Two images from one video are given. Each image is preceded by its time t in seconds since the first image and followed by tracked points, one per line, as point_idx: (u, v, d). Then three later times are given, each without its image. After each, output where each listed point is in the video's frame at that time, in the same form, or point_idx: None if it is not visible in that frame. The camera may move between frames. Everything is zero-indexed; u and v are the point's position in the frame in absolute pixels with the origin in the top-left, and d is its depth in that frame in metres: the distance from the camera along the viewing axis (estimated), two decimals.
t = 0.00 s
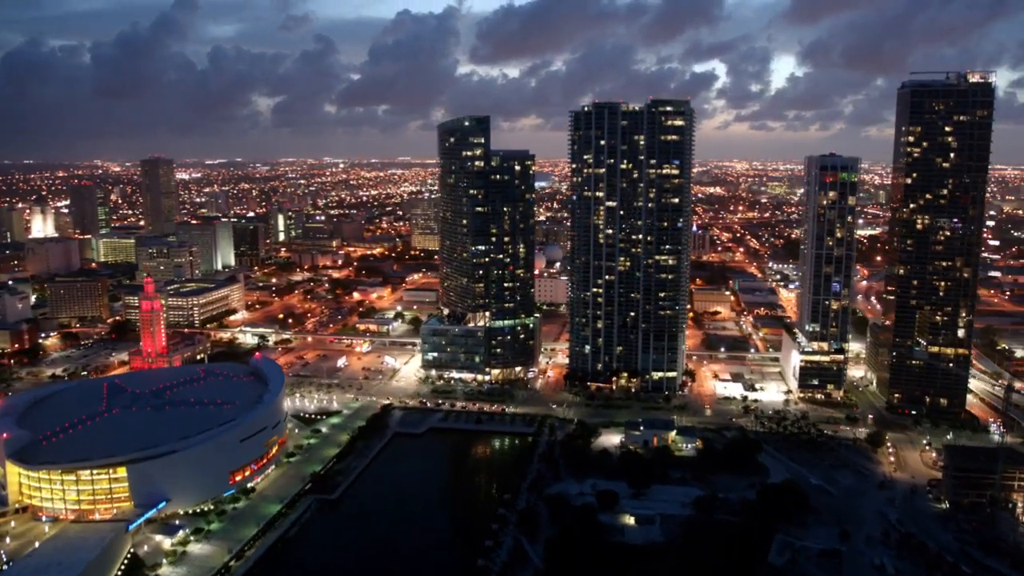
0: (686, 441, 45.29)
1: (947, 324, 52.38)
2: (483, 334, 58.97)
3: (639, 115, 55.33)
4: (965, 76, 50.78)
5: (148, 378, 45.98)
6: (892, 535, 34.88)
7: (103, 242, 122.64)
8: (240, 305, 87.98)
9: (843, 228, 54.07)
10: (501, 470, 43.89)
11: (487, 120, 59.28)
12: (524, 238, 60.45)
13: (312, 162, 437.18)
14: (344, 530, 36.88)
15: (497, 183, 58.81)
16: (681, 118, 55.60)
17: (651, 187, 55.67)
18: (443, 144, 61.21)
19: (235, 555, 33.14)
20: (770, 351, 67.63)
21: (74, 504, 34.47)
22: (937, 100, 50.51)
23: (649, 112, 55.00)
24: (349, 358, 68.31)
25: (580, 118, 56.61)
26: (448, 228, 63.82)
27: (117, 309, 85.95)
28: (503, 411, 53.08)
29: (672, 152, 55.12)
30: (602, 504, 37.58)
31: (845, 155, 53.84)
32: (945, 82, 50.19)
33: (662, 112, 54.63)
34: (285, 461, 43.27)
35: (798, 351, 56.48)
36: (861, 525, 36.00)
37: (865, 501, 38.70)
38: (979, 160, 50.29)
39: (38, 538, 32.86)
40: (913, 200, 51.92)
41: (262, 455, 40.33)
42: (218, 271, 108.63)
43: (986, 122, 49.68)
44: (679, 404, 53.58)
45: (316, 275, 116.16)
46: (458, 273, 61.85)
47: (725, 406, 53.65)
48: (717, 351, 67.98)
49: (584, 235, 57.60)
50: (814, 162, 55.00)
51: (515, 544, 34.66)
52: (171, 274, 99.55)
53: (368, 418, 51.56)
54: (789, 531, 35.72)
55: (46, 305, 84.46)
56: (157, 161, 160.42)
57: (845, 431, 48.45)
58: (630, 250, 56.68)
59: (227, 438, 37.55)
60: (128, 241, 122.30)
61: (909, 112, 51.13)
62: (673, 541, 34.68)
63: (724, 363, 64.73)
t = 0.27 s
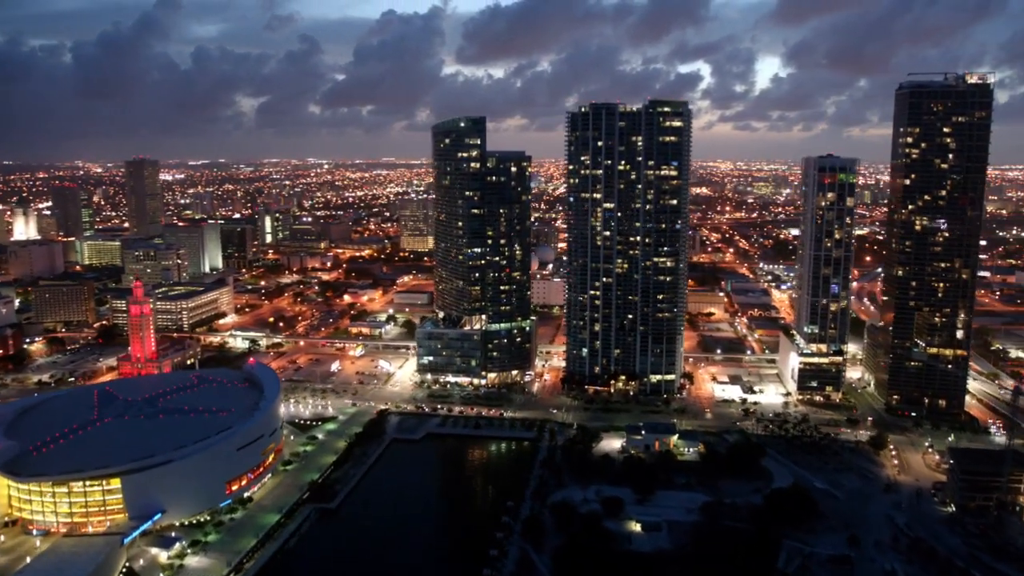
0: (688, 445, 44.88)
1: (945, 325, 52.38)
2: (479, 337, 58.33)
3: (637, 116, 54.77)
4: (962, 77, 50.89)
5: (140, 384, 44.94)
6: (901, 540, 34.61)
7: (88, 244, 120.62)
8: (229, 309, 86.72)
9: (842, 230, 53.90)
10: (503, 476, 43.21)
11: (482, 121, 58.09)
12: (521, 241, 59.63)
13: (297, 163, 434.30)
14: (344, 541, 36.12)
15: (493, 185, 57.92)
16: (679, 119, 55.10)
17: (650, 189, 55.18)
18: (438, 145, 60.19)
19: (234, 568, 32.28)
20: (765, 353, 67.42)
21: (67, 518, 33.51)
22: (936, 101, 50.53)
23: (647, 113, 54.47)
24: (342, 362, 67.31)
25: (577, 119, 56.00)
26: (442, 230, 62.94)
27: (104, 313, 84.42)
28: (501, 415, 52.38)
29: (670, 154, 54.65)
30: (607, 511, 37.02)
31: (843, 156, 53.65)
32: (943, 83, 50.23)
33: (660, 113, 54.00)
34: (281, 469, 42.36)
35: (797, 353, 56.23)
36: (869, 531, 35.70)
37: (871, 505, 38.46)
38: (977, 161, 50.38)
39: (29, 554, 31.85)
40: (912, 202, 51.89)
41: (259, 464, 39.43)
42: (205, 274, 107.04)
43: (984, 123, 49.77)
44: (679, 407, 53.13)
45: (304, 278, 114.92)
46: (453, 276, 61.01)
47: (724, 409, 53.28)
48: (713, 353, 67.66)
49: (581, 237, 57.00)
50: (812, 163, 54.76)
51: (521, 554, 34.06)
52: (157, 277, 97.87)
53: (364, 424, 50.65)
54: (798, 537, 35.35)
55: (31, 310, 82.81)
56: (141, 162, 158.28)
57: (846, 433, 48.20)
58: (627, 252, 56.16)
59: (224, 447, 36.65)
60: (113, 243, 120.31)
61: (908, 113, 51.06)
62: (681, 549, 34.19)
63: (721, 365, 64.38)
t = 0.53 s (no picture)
0: (692, 448, 44.53)
1: (946, 326, 52.33)
2: (478, 340, 57.76)
3: (637, 116, 54.23)
4: (963, 77, 50.95)
5: (135, 390, 44.02)
6: (912, 545, 34.31)
7: (74, 246, 118.74)
8: (220, 311, 85.56)
9: (843, 231, 53.74)
10: (507, 481, 42.59)
11: (481, 121, 57.02)
12: (520, 242, 58.75)
13: (284, 163, 431.34)
14: (347, 549, 35.41)
15: (491, 186, 57.12)
16: (679, 119, 54.61)
17: (650, 190, 54.69)
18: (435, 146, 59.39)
19: None
20: (764, 354, 67.23)
21: (62, 529, 32.58)
22: (937, 102, 50.52)
23: (647, 113, 53.99)
24: (337, 365, 66.41)
25: (577, 119, 55.44)
26: (439, 231, 62.16)
27: (92, 316, 83.00)
28: (501, 419, 51.78)
29: (671, 154, 54.17)
30: (614, 516, 36.45)
31: (844, 156, 53.44)
32: (944, 84, 50.24)
33: (660, 114, 53.33)
34: (280, 476, 41.53)
35: (797, 355, 55.97)
36: (879, 535, 35.40)
37: (879, 508, 38.20)
38: (978, 162, 50.43)
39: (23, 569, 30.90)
40: (913, 202, 51.84)
41: (259, 471, 38.61)
42: (194, 276, 105.60)
43: (985, 124, 49.83)
44: (681, 410, 52.73)
45: (295, 279, 113.73)
46: (450, 278, 60.24)
47: (726, 411, 52.94)
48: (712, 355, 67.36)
49: (580, 239, 56.46)
50: (813, 163, 54.53)
51: (529, 562, 33.47)
52: (146, 279, 96.41)
53: (363, 429, 49.82)
54: (808, 543, 34.97)
55: (17, 313, 81.32)
56: (128, 162, 156.15)
57: (849, 435, 47.97)
58: (627, 254, 55.70)
59: (223, 455, 35.82)
60: (100, 244, 118.61)
61: (909, 113, 51.07)
62: (691, 555, 33.71)
63: (720, 367, 64.01)
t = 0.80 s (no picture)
0: (701, 453, 44.03)
1: (952, 328, 52.09)
2: (480, 344, 57.02)
3: (642, 117, 53.64)
4: (969, 78, 50.68)
5: (132, 397, 42.99)
6: (929, 551, 33.88)
7: (64, 247, 117.07)
8: (215, 313, 84.40)
9: (848, 232, 53.40)
10: (516, 488, 41.84)
11: (483, 121, 56.30)
12: (522, 244, 58.02)
13: (273, 163, 428.68)
14: (354, 560, 34.58)
15: (494, 187, 56.30)
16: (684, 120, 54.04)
17: (655, 191, 54.12)
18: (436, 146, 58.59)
19: None
20: (766, 356, 66.89)
21: (62, 542, 31.66)
22: (944, 103, 50.26)
23: (652, 114, 53.39)
24: (336, 368, 65.51)
25: (580, 119, 54.79)
26: (440, 233, 61.36)
27: (84, 319, 81.66)
28: (505, 424, 51.10)
29: (676, 155, 53.61)
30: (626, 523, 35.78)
31: (850, 157, 53.07)
32: (951, 85, 49.98)
33: (665, 114, 52.84)
34: (283, 484, 40.66)
35: (802, 357, 55.58)
36: (896, 541, 34.98)
37: (893, 513, 37.81)
38: (984, 162, 50.20)
39: None
40: (919, 203, 51.55)
41: (263, 480, 37.69)
42: (187, 278, 104.24)
43: (991, 125, 49.61)
44: (686, 413, 52.22)
45: (290, 281, 112.56)
46: (451, 280, 59.45)
47: (732, 415, 52.47)
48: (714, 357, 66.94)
49: (584, 240, 55.83)
50: (818, 164, 54.15)
51: (543, 572, 32.79)
52: (138, 281, 95.05)
53: (365, 435, 48.96)
54: (824, 550, 34.45)
55: (8, 316, 79.89)
56: (117, 162, 154.35)
57: (857, 438, 47.60)
58: (632, 256, 55.14)
59: (227, 464, 34.88)
60: (90, 246, 117.06)
61: (915, 114, 50.79)
62: (707, 563, 33.13)
63: (723, 370, 63.56)
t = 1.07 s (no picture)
0: (709, 456, 43.64)
1: (958, 328, 51.88)
2: (483, 346, 56.36)
3: (646, 116, 53.15)
4: (975, 78, 50.47)
5: (132, 402, 42.17)
6: (946, 556, 33.54)
7: (55, 248, 115.58)
8: (211, 315, 83.37)
9: (853, 232, 53.11)
10: (523, 493, 41.29)
11: (486, 121, 55.74)
12: (525, 245, 57.42)
13: (264, 163, 426.24)
14: (363, 569, 33.93)
15: (497, 187, 55.68)
16: (688, 120, 53.60)
17: (660, 192, 53.65)
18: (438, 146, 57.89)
19: None
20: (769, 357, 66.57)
21: (64, 553, 30.96)
22: (950, 102, 50.03)
23: (656, 113, 52.92)
24: (335, 371, 64.74)
25: (584, 119, 54.23)
26: (441, 234, 60.66)
27: (78, 321, 80.51)
28: (510, 427, 50.52)
29: (681, 155, 53.15)
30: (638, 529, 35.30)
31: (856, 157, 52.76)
32: (958, 84, 49.74)
33: (670, 114, 52.41)
34: (287, 491, 39.94)
35: (807, 358, 55.26)
36: (911, 545, 34.65)
37: (906, 516, 37.49)
38: (991, 162, 49.99)
39: None
40: (925, 204, 51.30)
41: (267, 488, 36.97)
42: (181, 279, 103.05)
43: (998, 125, 49.42)
44: (692, 416, 51.78)
45: (285, 282, 111.55)
46: (454, 281, 58.83)
47: (738, 417, 52.07)
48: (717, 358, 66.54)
49: (588, 241, 55.30)
50: (824, 164, 53.80)
51: None
52: (132, 282, 93.95)
53: (369, 439, 48.27)
54: (840, 555, 34.05)
55: None
56: (108, 162, 152.71)
57: (865, 440, 47.29)
58: (636, 257, 54.65)
59: (231, 472, 34.13)
60: (82, 247, 115.74)
61: (921, 114, 50.57)
62: (721, 569, 32.68)
63: (726, 371, 63.12)
